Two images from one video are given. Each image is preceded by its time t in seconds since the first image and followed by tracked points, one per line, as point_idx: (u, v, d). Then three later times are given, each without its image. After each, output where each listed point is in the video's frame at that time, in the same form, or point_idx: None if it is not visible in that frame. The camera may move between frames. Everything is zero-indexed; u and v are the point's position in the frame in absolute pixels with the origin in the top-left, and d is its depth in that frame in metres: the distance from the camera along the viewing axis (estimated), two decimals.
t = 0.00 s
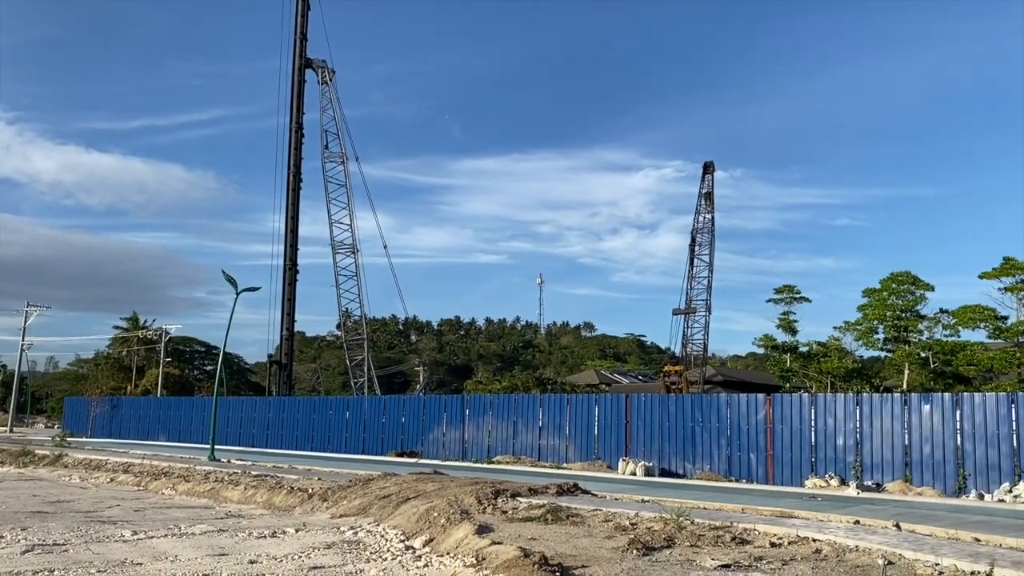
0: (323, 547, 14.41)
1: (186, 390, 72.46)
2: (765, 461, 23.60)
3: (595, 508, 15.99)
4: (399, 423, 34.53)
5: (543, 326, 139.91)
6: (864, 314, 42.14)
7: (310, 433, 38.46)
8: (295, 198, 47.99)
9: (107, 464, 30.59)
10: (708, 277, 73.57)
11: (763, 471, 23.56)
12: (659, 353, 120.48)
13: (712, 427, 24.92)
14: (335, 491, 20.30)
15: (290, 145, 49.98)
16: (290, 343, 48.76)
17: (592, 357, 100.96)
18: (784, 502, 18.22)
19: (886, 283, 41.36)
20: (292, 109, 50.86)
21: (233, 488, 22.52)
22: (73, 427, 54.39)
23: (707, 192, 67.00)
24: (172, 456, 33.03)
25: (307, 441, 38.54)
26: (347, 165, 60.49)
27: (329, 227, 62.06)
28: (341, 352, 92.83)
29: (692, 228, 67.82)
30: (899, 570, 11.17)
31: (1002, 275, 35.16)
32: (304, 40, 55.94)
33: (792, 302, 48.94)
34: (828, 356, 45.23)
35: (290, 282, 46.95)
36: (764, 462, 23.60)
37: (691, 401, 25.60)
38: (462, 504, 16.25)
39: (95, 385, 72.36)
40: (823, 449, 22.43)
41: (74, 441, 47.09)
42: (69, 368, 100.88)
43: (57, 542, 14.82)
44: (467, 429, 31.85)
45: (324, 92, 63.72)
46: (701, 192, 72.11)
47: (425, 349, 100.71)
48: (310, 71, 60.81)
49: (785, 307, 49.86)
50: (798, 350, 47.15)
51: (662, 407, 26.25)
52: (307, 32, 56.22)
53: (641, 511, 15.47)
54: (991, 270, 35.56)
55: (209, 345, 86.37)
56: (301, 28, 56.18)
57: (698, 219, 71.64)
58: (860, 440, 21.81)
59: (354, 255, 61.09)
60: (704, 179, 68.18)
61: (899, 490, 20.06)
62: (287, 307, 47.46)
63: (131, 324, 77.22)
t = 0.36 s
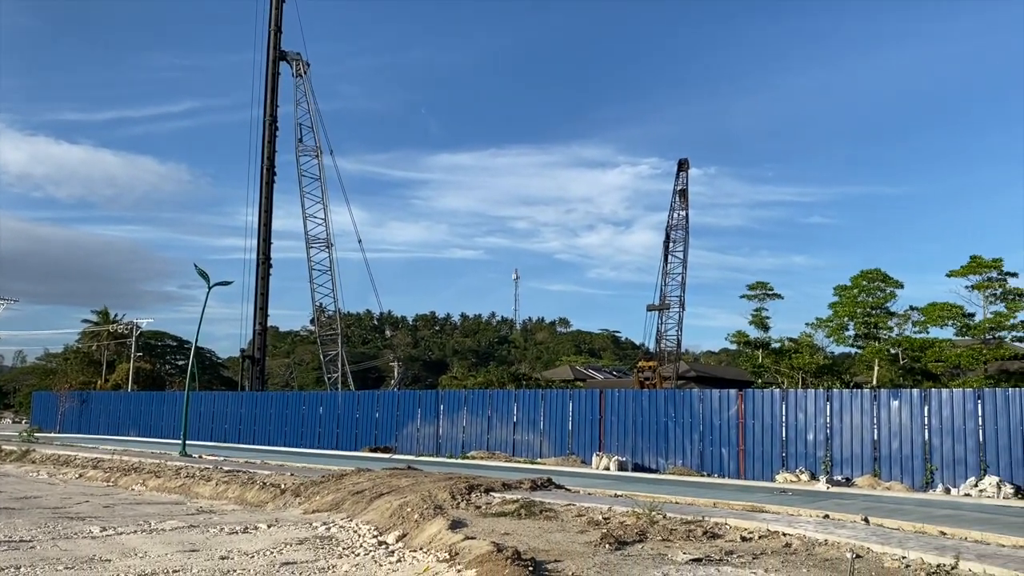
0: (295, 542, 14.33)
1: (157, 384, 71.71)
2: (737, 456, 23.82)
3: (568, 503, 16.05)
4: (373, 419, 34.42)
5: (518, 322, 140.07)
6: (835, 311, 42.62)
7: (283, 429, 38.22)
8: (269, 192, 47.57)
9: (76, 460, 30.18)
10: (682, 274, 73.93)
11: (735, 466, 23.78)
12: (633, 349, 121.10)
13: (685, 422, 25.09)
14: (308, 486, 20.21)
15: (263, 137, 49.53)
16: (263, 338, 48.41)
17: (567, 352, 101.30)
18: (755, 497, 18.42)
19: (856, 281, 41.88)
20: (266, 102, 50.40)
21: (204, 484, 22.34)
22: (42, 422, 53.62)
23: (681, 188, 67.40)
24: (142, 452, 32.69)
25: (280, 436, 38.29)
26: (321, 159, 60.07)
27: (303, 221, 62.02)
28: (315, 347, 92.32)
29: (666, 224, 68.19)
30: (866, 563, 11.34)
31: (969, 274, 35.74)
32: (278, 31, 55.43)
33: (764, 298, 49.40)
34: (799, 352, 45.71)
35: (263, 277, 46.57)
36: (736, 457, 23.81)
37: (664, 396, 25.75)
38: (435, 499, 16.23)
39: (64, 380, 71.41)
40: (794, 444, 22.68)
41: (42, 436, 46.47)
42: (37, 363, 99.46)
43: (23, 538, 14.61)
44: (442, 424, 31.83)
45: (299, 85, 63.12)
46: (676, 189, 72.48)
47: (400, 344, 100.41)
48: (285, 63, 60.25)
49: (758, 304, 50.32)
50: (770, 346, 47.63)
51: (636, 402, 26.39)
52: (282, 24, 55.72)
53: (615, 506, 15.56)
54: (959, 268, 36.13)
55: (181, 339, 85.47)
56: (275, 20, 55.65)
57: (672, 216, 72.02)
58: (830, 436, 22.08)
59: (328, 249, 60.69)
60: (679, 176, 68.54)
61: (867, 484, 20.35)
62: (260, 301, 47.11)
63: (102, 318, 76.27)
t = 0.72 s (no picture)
0: (266, 539, 14.21)
1: (126, 379, 70.77)
2: (708, 451, 24.01)
3: (541, 498, 16.08)
4: (346, 414, 34.25)
5: (492, 317, 140.04)
6: (806, 307, 43.06)
7: (254, 424, 37.91)
8: (240, 185, 47.11)
9: (42, 456, 29.73)
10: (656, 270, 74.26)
11: (706, 461, 23.97)
12: (607, 345, 121.64)
13: (657, 417, 25.25)
14: (279, 482, 20.08)
15: (235, 130, 49.02)
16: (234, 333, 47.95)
17: (541, 348, 101.44)
18: (726, 491, 18.60)
19: (827, 278, 42.36)
20: (238, 94, 49.88)
21: (174, 480, 22.08)
22: (7, 418, 52.74)
23: (655, 185, 67.70)
24: (110, 447, 32.26)
25: (251, 432, 37.98)
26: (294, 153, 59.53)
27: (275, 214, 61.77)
28: (288, 342, 91.68)
29: (640, 221, 68.43)
30: (835, 557, 11.49)
31: (937, 271, 36.29)
32: (251, 23, 54.86)
33: (736, 295, 49.78)
34: (770, 348, 46.16)
35: (234, 271, 46.13)
36: (707, 452, 24.01)
37: (637, 391, 25.87)
38: (408, 495, 16.19)
39: (31, 375, 70.25)
40: (764, 439, 22.91)
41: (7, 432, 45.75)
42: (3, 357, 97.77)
43: None
44: (415, 420, 31.75)
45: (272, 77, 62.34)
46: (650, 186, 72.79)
47: (373, 340, 99.89)
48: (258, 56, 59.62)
49: (730, 301, 50.72)
50: (741, 342, 48.02)
51: (608, 397, 26.49)
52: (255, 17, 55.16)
53: (587, 501, 15.61)
54: (927, 266, 36.66)
55: (150, 333, 84.35)
56: (248, 12, 55.07)
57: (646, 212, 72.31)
58: (800, 431, 22.32)
59: (301, 243, 60.17)
60: (653, 173, 68.83)
61: (836, 479, 20.61)
62: (231, 296, 46.65)
63: (69, 312, 75.16)
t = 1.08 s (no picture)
0: (237, 536, 14.09)
1: (96, 375, 69.83)
2: (681, 447, 24.18)
3: (515, 494, 16.09)
4: (319, 411, 34.07)
5: (467, 314, 139.89)
6: (778, 305, 43.45)
7: (226, 421, 37.60)
8: (213, 179, 46.63)
9: (9, 453, 29.25)
10: (630, 268, 74.53)
11: (678, 457, 24.13)
12: (582, 341, 121.99)
13: (631, 413, 25.37)
14: (252, 479, 19.93)
15: (208, 124, 48.51)
16: (207, 329, 47.52)
17: (516, 344, 101.50)
18: (698, 487, 18.76)
19: (799, 276, 42.76)
20: (212, 87, 49.35)
21: (144, 477, 21.83)
22: None
23: (630, 183, 67.94)
24: (79, 444, 31.81)
25: (223, 428, 37.66)
26: (268, 147, 59.01)
27: (249, 208, 59.95)
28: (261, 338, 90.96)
29: (615, 218, 68.65)
30: (804, 551, 11.62)
31: (908, 269, 36.78)
32: (224, 15, 54.28)
33: (710, 292, 50.13)
34: (743, 345, 46.56)
35: (206, 266, 45.67)
36: (680, 448, 24.17)
37: (611, 388, 25.96)
38: (381, 491, 16.14)
39: None
40: (736, 435, 23.12)
41: None
42: None
43: None
44: (389, 416, 31.65)
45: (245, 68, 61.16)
46: (625, 184, 73.04)
47: (347, 336, 99.36)
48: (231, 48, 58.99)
49: (704, 298, 51.08)
50: (715, 339, 48.35)
51: (583, 394, 26.56)
52: (228, 9, 54.60)
53: (560, 497, 15.65)
54: (897, 264, 37.15)
55: (121, 329, 83.27)
56: (222, 4, 54.48)
57: (622, 209, 72.58)
58: (771, 427, 22.55)
59: (275, 238, 59.67)
60: (628, 170, 69.08)
61: (807, 475, 20.86)
62: (203, 291, 46.19)
63: (38, 307, 74.01)
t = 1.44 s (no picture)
0: (206, 534, 13.96)
1: (62, 372, 68.74)
2: (652, 444, 24.32)
3: (486, 491, 16.10)
4: (290, 408, 33.81)
5: (440, 311, 139.63)
6: (749, 302, 43.85)
7: (196, 418, 37.22)
8: (183, 174, 46.07)
9: None
10: (603, 265, 74.76)
11: (649, 453, 24.28)
12: (554, 338, 122.31)
13: (603, 410, 25.47)
14: (220, 476, 19.76)
15: (178, 118, 47.91)
16: (176, 325, 46.98)
17: (489, 341, 101.47)
18: (668, 483, 18.90)
19: (769, 273, 43.18)
20: (182, 81, 48.75)
21: (111, 474, 21.53)
22: None
23: (603, 181, 68.16)
24: (44, 442, 31.33)
25: (192, 425, 37.27)
26: (238, 142, 58.43)
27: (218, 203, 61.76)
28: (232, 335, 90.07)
29: (588, 216, 68.78)
30: (772, 547, 11.75)
31: (875, 268, 37.29)
32: (195, 8, 53.61)
33: (681, 290, 50.48)
34: (713, 342, 46.95)
35: (176, 261, 45.12)
36: (651, 444, 24.32)
37: (582, 385, 26.04)
38: (352, 489, 16.08)
39: None
40: (706, 432, 23.30)
41: None
42: None
43: None
44: (360, 413, 31.50)
45: (214, 65, 62.00)
46: (599, 181, 73.30)
47: (319, 333, 98.73)
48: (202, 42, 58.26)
49: (675, 296, 51.43)
50: (686, 336, 48.69)
51: (555, 390, 26.61)
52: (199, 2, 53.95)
53: (531, 493, 15.70)
54: (866, 263, 37.64)
55: (88, 325, 82.07)
56: None
57: (595, 207, 72.79)
58: (740, 423, 22.76)
59: (245, 234, 59.09)
60: (601, 168, 69.28)
61: (775, 470, 21.12)
62: (172, 287, 45.64)
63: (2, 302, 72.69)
